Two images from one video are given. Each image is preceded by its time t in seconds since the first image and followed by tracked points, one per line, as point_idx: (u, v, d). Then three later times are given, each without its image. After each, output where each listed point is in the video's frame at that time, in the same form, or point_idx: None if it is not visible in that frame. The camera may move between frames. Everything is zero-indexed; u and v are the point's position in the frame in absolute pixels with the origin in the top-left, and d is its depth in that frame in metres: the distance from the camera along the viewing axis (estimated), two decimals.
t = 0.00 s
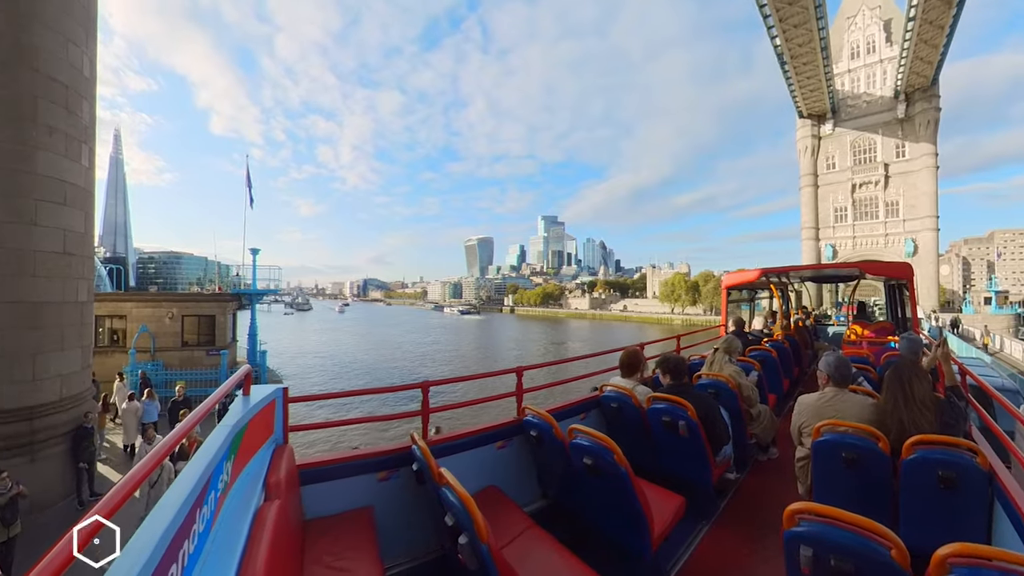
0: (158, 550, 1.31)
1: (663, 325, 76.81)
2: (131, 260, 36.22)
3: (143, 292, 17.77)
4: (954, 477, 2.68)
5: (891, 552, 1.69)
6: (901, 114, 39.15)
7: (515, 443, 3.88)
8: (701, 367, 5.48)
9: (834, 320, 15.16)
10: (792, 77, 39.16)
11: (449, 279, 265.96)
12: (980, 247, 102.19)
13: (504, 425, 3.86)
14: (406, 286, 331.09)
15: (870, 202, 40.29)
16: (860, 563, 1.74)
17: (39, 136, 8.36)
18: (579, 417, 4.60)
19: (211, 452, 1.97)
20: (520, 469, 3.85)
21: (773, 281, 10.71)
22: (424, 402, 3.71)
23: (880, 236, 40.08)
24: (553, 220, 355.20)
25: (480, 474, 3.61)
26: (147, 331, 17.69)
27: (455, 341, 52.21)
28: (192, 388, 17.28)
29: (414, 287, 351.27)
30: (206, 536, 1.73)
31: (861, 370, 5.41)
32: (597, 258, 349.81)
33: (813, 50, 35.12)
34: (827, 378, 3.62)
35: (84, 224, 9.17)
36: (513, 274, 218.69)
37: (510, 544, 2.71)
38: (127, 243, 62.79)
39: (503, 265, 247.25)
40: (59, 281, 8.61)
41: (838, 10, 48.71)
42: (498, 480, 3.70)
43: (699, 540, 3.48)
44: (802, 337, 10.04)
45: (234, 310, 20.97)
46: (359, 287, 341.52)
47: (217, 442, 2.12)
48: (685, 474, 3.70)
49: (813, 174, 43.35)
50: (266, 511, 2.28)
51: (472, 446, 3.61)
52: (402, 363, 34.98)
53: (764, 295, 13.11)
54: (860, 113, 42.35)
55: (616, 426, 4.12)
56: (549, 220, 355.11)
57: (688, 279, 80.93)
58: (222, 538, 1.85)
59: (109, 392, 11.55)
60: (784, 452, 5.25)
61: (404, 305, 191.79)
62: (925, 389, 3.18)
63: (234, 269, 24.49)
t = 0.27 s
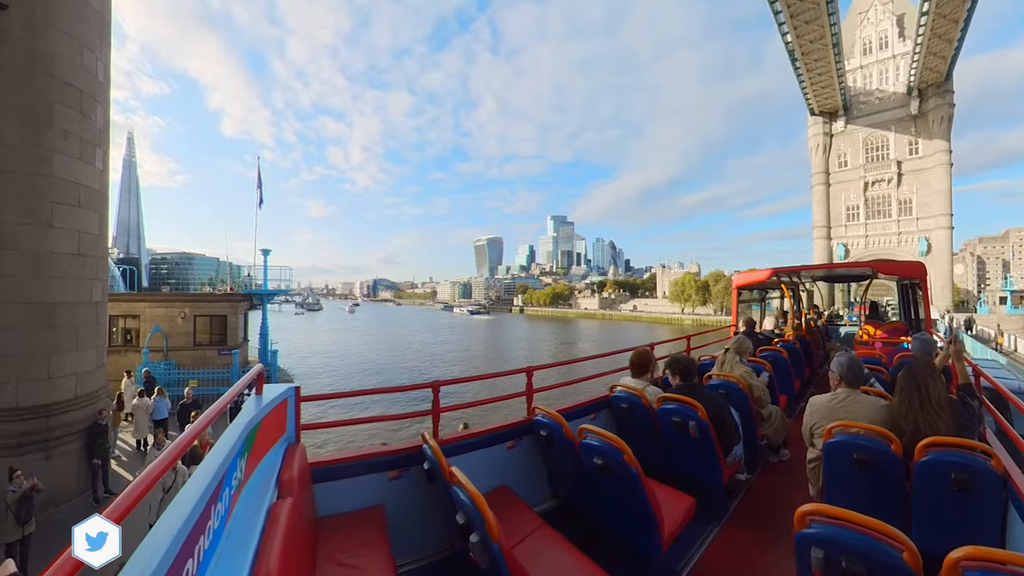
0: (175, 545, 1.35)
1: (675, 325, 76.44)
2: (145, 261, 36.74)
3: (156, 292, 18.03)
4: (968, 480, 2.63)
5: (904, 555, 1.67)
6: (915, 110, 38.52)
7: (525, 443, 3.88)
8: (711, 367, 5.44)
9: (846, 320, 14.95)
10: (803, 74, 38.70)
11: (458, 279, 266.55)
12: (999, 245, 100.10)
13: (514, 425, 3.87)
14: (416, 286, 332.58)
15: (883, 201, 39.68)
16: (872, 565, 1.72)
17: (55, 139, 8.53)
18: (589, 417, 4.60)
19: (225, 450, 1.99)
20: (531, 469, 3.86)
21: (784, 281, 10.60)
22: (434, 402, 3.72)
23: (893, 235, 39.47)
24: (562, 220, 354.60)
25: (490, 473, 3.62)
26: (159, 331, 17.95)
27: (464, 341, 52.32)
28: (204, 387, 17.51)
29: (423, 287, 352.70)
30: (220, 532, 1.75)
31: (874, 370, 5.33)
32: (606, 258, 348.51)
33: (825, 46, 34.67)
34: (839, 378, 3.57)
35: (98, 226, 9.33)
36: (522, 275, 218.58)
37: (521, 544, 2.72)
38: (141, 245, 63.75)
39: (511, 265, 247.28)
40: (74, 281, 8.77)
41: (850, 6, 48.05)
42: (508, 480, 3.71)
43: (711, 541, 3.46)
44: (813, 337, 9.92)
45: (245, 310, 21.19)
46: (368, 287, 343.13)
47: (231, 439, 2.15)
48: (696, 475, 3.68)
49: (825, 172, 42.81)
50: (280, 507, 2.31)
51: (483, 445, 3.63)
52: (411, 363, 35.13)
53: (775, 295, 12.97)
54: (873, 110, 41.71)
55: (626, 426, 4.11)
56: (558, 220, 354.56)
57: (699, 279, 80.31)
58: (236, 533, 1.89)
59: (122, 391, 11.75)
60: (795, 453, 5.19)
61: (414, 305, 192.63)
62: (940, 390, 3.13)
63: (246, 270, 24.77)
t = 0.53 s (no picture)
0: (179, 542, 1.35)
1: (678, 325, 76.30)
2: (148, 261, 36.86)
3: (160, 292, 18.13)
4: (971, 481, 2.62)
5: (906, 556, 1.66)
6: (919, 109, 38.33)
7: (527, 443, 3.89)
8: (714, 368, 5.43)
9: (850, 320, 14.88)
10: (806, 73, 38.59)
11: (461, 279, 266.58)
12: (1003, 245, 99.60)
13: (516, 425, 3.87)
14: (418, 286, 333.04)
15: (887, 200, 39.51)
16: (874, 566, 1.71)
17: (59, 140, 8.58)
18: (592, 417, 4.59)
19: (229, 449, 2.00)
20: (533, 469, 3.86)
21: (787, 281, 10.57)
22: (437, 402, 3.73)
23: (897, 234, 39.31)
24: (565, 220, 354.51)
25: (493, 473, 3.62)
26: (163, 331, 18.04)
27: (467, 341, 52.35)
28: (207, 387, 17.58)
29: (426, 287, 352.95)
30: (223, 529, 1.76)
31: (877, 371, 5.31)
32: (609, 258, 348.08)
33: (828, 45, 34.55)
34: (841, 378, 3.56)
35: (102, 226, 9.38)
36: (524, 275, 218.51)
37: (523, 544, 2.72)
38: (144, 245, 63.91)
39: (514, 265, 247.26)
40: (78, 281, 8.82)
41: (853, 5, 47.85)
42: (510, 480, 3.71)
43: (713, 542, 3.45)
44: (816, 338, 9.88)
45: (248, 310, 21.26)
46: (370, 288, 343.44)
47: (234, 438, 2.16)
48: (698, 476, 3.67)
49: (828, 171, 42.66)
50: (282, 507, 2.32)
51: (485, 445, 3.63)
52: (414, 363, 35.17)
53: (778, 295, 12.92)
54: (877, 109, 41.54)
55: (628, 427, 4.10)
56: (560, 220, 354.40)
57: (702, 279, 80.15)
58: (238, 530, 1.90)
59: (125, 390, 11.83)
60: (798, 454, 5.17)
61: (417, 305, 192.80)
62: (943, 390, 3.12)
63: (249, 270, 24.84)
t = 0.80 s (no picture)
0: (183, 541, 1.36)
1: (679, 325, 76.22)
2: (150, 261, 36.98)
3: (162, 292, 18.16)
4: (975, 481, 2.62)
5: (910, 557, 1.66)
6: (921, 108, 38.19)
7: (530, 443, 3.88)
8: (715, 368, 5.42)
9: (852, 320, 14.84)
10: (809, 72, 38.49)
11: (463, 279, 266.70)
12: (1007, 245, 99.22)
13: (519, 425, 3.87)
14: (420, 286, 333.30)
15: (889, 199, 39.39)
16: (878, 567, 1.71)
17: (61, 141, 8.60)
18: (593, 417, 4.59)
19: (231, 449, 2.00)
20: (535, 469, 3.85)
21: (789, 280, 10.54)
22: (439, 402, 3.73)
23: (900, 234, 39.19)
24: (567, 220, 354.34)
25: (495, 473, 3.62)
26: (165, 331, 18.06)
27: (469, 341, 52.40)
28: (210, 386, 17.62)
29: (428, 287, 353.08)
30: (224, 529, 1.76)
31: (878, 371, 5.30)
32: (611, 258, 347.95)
33: (830, 44, 34.46)
34: (843, 378, 3.56)
35: (103, 226, 9.39)
36: (526, 275, 218.58)
37: (525, 543, 2.72)
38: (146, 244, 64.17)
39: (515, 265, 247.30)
40: (81, 281, 8.85)
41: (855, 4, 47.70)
42: (512, 480, 3.71)
43: (715, 541, 3.46)
44: (818, 338, 9.85)
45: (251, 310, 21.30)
46: (372, 288, 344.07)
47: (236, 438, 2.16)
48: (701, 476, 3.66)
49: (831, 171, 42.55)
50: (285, 506, 2.32)
51: (487, 445, 3.63)
52: (416, 363, 35.23)
53: (780, 295, 12.89)
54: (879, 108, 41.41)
55: (630, 427, 4.10)
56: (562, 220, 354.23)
57: (703, 279, 80.07)
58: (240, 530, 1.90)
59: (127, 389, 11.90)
60: (800, 454, 5.16)
61: (419, 305, 192.80)
62: (945, 391, 3.11)
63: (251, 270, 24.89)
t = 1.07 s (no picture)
0: (182, 542, 1.37)
1: (681, 325, 76.08)
2: (153, 262, 37.14)
3: (165, 292, 18.21)
4: (977, 482, 2.61)
5: (910, 558, 1.65)
6: (924, 107, 38.08)
7: (531, 443, 3.89)
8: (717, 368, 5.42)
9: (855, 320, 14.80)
10: (811, 72, 38.41)
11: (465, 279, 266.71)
12: (1011, 244, 98.87)
13: (520, 425, 3.87)
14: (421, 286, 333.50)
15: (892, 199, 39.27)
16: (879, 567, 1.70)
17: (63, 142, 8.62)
18: (595, 417, 4.60)
19: (231, 450, 2.00)
20: (536, 468, 3.86)
21: (791, 280, 10.54)
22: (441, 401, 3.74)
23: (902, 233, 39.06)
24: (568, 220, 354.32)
25: (496, 472, 3.63)
26: (168, 331, 18.10)
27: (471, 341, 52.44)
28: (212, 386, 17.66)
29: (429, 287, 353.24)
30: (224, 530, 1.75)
31: (880, 371, 5.29)
32: (612, 258, 347.79)
33: (832, 43, 34.36)
34: (845, 378, 3.56)
35: (106, 226, 9.41)
36: (528, 275, 218.46)
37: (526, 544, 2.72)
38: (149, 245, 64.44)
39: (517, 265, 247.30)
40: (84, 282, 8.88)
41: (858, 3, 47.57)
42: (513, 480, 3.71)
43: (717, 541, 3.45)
44: (820, 338, 9.84)
45: (253, 310, 21.35)
46: (375, 288, 344.72)
47: (237, 438, 2.16)
48: (703, 476, 3.66)
49: (833, 170, 42.46)
50: (286, 506, 2.33)
51: (488, 445, 3.63)
52: (418, 363, 35.25)
53: (782, 295, 12.87)
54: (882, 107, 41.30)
55: (631, 426, 4.10)
56: (564, 220, 354.15)
57: (705, 279, 79.98)
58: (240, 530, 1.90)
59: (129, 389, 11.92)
60: (802, 455, 5.14)
61: (421, 305, 192.95)
62: (948, 391, 3.10)
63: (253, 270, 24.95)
